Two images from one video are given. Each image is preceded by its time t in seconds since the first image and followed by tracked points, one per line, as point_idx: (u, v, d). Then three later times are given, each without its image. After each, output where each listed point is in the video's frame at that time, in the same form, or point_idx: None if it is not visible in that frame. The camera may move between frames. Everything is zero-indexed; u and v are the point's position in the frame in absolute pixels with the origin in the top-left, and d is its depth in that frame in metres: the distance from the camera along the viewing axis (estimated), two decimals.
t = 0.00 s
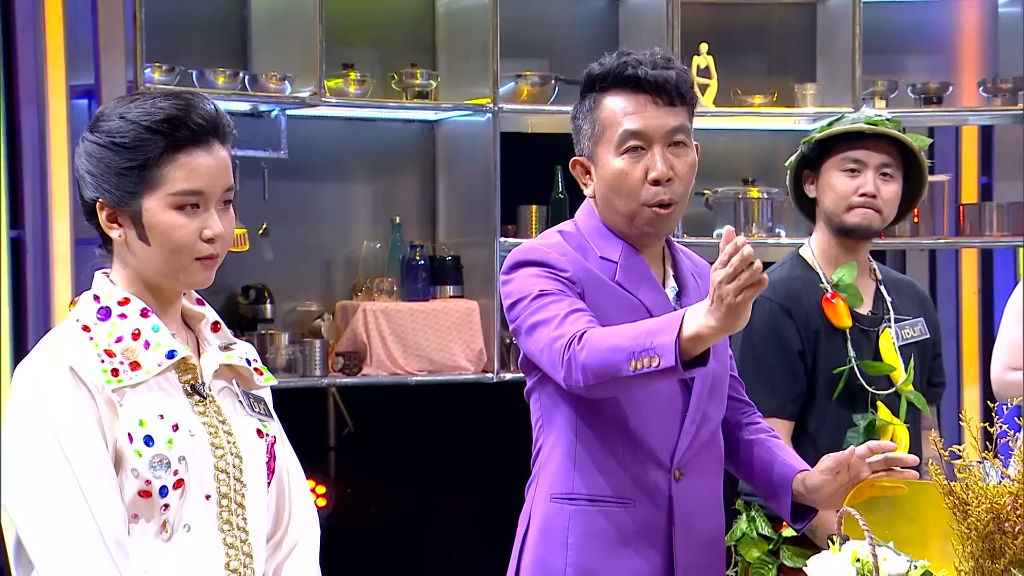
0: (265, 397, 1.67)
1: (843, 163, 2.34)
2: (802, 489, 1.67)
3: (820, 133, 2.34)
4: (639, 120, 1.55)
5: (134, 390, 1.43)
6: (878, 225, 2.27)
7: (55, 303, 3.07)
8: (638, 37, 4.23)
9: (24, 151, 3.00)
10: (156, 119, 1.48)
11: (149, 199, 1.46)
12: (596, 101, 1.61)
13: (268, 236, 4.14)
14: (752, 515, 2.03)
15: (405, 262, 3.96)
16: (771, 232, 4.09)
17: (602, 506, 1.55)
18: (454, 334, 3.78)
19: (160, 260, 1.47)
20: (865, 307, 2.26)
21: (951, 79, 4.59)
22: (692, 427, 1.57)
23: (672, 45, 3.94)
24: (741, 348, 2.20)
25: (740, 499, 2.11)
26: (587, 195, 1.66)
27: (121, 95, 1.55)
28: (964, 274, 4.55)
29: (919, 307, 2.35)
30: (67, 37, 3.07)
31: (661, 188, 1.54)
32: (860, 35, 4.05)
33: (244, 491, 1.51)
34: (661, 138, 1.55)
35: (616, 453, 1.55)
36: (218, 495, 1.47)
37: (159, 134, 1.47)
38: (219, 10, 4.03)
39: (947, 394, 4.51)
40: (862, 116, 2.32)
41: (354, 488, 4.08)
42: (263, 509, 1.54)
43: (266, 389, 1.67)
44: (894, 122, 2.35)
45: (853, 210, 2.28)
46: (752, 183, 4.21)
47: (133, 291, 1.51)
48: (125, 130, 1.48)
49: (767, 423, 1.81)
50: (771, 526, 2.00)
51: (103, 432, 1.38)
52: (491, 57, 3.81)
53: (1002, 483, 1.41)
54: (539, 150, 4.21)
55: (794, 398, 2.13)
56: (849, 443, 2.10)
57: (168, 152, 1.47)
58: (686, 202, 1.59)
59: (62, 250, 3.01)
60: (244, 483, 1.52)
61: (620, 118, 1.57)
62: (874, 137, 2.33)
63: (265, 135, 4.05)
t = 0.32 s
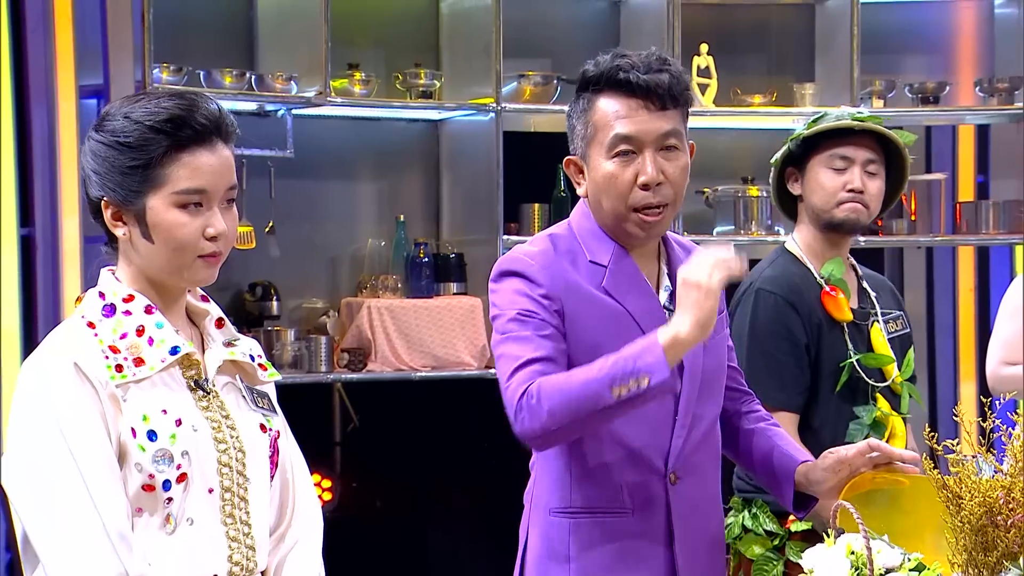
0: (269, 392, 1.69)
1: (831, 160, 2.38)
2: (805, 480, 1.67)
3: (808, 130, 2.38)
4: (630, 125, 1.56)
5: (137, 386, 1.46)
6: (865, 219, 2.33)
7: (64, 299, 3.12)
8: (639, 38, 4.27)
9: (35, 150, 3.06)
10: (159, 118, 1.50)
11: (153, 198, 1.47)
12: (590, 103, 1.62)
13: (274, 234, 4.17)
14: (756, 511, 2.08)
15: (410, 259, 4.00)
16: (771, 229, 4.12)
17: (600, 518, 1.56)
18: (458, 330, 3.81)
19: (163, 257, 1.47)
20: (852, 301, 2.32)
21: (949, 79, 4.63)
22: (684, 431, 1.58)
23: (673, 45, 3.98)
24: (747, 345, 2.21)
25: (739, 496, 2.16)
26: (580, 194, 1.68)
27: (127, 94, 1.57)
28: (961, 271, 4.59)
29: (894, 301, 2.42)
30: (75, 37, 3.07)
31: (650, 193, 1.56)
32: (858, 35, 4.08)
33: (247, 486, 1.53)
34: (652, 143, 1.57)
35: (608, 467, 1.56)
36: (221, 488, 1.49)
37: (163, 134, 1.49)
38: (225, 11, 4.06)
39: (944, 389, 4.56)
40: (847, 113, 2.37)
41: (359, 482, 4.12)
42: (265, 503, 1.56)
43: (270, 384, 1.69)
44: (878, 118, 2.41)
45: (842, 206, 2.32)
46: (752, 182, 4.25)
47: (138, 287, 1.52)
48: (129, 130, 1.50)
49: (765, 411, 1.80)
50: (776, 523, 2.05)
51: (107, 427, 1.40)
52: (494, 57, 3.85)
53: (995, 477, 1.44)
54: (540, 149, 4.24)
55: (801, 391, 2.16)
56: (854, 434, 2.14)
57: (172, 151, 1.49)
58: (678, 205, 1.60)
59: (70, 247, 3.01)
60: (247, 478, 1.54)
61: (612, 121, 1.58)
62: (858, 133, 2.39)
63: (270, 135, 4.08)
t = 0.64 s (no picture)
0: (270, 391, 1.69)
1: (810, 158, 2.40)
2: (823, 477, 1.76)
3: (786, 130, 2.42)
4: (625, 108, 1.62)
5: (138, 385, 1.45)
6: (847, 217, 2.33)
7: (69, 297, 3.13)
8: (642, 37, 4.27)
9: (39, 149, 3.06)
10: (177, 136, 1.50)
11: (160, 211, 1.48)
12: (584, 95, 1.67)
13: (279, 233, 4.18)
14: (754, 509, 2.10)
15: (413, 258, 4.02)
16: (774, 228, 4.11)
17: (601, 514, 1.56)
18: (462, 329, 3.82)
19: (166, 265, 1.48)
20: (846, 296, 2.33)
21: (952, 78, 4.62)
22: (683, 423, 1.58)
23: (676, 44, 3.98)
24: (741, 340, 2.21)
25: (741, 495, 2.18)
26: (584, 189, 1.71)
27: (153, 100, 1.59)
28: (963, 270, 4.60)
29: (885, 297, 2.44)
30: (81, 37, 3.14)
31: (649, 172, 1.59)
32: (860, 34, 4.08)
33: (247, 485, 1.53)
34: (647, 124, 1.62)
35: (605, 466, 1.57)
36: (221, 488, 1.49)
37: (179, 152, 1.49)
38: (229, 11, 4.07)
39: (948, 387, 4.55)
40: (825, 111, 2.39)
41: (362, 480, 4.10)
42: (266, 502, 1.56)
43: (271, 383, 1.70)
44: (858, 116, 2.42)
45: (824, 203, 2.33)
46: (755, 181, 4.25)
47: (139, 287, 1.54)
48: (147, 140, 1.51)
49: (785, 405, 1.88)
50: (774, 520, 2.07)
51: (107, 425, 1.40)
52: (497, 56, 3.85)
53: (994, 475, 1.45)
54: (544, 148, 4.25)
55: (797, 388, 2.17)
56: (851, 429, 2.16)
57: (186, 171, 1.49)
58: (678, 188, 1.63)
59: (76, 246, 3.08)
60: (248, 476, 1.54)
61: (606, 107, 1.63)
62: (837, 130, 2.40)
63: (275, 134, 4.09)
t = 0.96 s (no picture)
0: (290, 389, 1.70)
1: (811, 158, 2.42)
2: (831, 483, 1.76)
3: (786, 132, 2.45)
4: (635, 106, 1.65)
5: (158, 383, 1.47)
6: (852, 216, 2.34)
7: (83, 297, 3.16)
8: (650, 37, 4.29)
9: (53, 149, 3.09)
10: (178, 119, 1.52)
11: (171, 197, 1.50)
12: (596, 96, 1.71)
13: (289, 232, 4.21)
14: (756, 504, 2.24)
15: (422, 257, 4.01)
16: (781, 227, 4.13)
17: (607, 501, 1.62)
18: (470, 327, 3.84)
19: (181, 255, 1.51)
20: (853, 297, 2.35)
21: (958, 78, 4.63)
22: (687, 412, 1.61)
23: (684, 44, 4.00)
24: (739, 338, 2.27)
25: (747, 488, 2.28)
26: (598, 187, 1.74)
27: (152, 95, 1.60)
28: (969, 268, 4.62)
29: (897, 295, 2.44)
30: (94, 38, 3.17)
31: (658, 168, 1.62)
32: (866, 34, 4.10)
33: (264, 483, 1.54)
34: (655, 122, 1.64)
35: (611, 454, 1.62)
36: (238, 486, 1.50)
37: (182, 135, 1.51)
38: (240, 11, 4.09)
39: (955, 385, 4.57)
40: (825, 111, 2.41)
41: (372, 477, 4.13)
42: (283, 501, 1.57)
43: (291, 381, 1.71)
44: (860, 114, 2.43)
45: (825, 202, 2.36)
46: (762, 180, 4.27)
47: (159, 285, 1.56)
48: (150, 129, 1.53)
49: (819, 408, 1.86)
50: (775, 516, 2.20)
51: (125, 423, 1.42)
52: (506, 57, 3.87)
53: (1001, 473, 1.46)
54: (552, 148, 4.27)
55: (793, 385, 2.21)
56: (850, 428, 2.16)
57: (190, 152, 1.51)
58: (689, 183, 1.65)
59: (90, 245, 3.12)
60: (264, 475, 1.55)
61: (616, 107, 1.67)
62: (837, 130, 2.42)
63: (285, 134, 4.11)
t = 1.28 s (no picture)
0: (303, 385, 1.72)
1: (819, 159, 2.46)
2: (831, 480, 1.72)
3: (794, 134, 2.48)
4: (644, 110, 1.69)
5: (174, 376, 1.50)
6: (858, 216, 2.37)
7: (90, 297, 3.18)
8: (651, 38, 4.31)
9: (59, 151, 3.13)
10: (184, 114, 1.54)
11: (180, 191, 1.53)
12: (608, 100, 1.75)
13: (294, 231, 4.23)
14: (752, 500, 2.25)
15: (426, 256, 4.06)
16: (781, 226, 4.16)
17: (604, 491, 1.68)
18: (473, 326, 3.86)
19: (192, 251, 1.53)
20: (860, 297, 2.37)
21: (956, 79, 4.66)
22: (684, 407, 1.64)
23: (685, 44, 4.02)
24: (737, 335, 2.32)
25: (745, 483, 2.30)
26: (607, 188, 1.78)
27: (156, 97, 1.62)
28: (968, 268, 4.65)
29: (912, 295, 2.45)
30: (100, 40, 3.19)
31: (665, 171, 1.66)
32: (866, 36, 4.13)
33: (276, 478, 1.56)
34: (663, 126, 1.68)
35: (612, 446, 1.67)
36: (251, 480, 1.53)
37: (190, 130, 1.54)
38: (245, 13, 4.12)
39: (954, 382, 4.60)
40: (832, 112, 2.44)
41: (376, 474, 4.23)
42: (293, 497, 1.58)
43: (303, 377, 1.73)
44: (870, 116, 2.46)
45: (831, 202, 2.38)
46: (762, 179, 4.29)
47: (174, 281, 1.58)
48: (157, 126, 1.55)
49: (825, 411, 1.82)
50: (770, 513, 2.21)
51: (141, 415, 1.44)
52: (508, 58, 3.89)
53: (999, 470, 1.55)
54: (553, 148, 4.30)
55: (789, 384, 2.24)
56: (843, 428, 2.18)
57: (196, 146, 1.54)
58: (695, 187, 1.69)
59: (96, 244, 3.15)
60: (277, 469, 1.57)
61: (626, 111, 1.71)
62: (844, 130, 2.45)
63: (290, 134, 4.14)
